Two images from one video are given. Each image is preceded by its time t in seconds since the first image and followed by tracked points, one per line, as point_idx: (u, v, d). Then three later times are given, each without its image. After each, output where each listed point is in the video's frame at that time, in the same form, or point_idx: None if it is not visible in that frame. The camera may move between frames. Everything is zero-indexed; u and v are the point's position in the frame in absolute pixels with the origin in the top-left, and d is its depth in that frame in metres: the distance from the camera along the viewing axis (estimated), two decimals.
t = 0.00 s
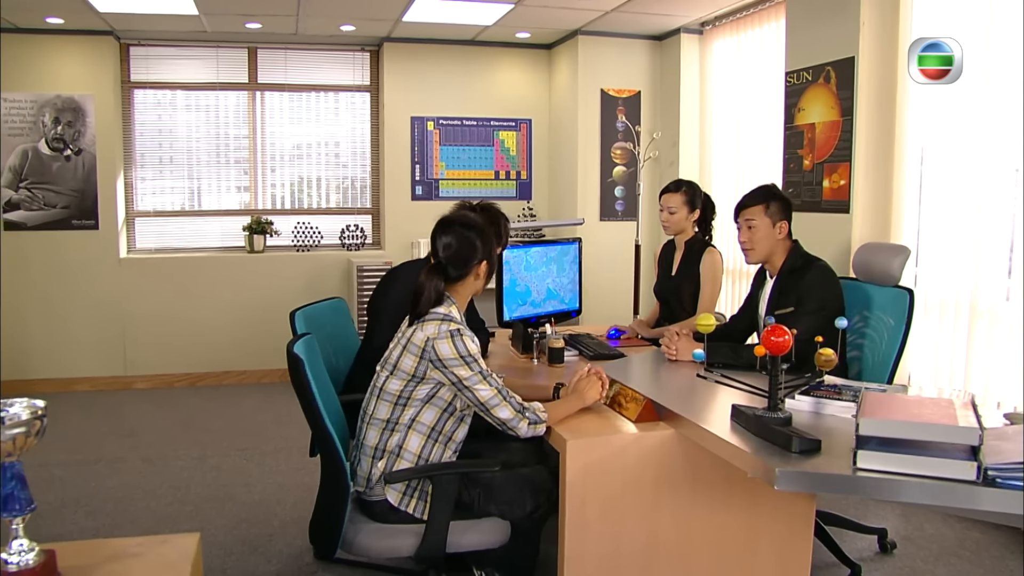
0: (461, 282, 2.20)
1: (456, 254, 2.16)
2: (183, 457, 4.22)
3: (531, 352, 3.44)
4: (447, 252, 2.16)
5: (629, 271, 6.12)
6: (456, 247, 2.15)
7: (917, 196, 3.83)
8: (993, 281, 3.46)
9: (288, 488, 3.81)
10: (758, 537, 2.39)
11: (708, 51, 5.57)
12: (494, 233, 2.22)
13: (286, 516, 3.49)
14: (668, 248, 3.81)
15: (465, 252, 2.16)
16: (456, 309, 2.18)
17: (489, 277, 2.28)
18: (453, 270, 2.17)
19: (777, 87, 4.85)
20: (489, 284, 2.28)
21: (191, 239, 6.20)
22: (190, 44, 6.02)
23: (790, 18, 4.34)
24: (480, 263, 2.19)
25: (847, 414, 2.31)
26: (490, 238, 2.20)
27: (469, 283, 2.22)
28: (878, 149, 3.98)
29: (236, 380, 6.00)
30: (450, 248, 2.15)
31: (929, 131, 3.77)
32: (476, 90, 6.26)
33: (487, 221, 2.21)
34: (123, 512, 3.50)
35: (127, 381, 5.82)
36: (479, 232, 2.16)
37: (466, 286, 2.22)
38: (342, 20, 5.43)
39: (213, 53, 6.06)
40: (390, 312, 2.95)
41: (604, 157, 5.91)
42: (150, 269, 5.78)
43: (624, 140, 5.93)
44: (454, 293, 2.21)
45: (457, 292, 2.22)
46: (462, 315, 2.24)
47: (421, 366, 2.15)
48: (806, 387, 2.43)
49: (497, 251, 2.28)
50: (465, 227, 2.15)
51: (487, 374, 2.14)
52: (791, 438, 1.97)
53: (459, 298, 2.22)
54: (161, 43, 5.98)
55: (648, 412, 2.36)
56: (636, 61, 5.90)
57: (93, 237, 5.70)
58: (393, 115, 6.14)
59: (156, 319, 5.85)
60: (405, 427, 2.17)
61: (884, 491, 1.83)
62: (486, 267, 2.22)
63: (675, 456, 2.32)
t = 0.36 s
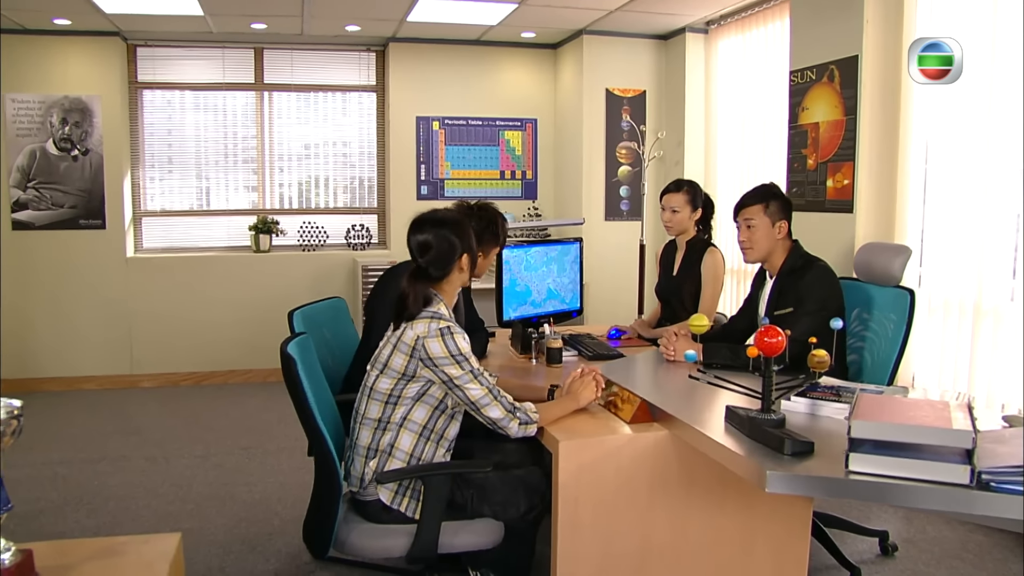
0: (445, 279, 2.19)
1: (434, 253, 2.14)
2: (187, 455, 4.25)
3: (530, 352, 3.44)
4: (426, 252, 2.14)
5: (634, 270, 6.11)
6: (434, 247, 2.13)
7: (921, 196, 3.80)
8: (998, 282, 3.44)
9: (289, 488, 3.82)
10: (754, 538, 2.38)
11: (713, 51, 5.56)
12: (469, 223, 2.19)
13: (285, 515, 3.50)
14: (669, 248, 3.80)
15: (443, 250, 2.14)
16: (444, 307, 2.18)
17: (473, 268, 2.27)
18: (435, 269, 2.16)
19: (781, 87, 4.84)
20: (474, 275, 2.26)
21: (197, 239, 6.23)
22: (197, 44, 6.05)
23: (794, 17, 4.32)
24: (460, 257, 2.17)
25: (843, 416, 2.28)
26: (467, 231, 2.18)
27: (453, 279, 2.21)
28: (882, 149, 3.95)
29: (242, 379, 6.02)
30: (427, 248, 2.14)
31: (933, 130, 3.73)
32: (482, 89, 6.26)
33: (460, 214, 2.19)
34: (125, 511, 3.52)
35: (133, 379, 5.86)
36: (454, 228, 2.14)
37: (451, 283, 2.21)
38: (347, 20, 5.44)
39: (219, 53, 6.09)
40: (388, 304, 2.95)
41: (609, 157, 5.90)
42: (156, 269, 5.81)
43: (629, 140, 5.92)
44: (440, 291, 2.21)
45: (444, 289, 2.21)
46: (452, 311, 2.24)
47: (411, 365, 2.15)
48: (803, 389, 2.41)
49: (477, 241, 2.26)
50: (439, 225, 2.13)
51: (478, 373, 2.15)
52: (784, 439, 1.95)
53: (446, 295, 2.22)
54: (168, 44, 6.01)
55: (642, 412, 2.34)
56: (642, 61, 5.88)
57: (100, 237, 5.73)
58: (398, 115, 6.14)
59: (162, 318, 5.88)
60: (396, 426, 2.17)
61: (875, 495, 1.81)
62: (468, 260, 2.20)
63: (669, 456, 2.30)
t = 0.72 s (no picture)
0: (419, 273, 2.19)
1: (402, 246, 2.15)
2: (190, 454, 4.27)
3: (529, 352, 3.43)
4: (394, 247, 2.15)
5: (639, 270, 6.09)
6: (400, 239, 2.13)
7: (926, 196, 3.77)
8: (1002, 283, 3.41)
9: (289, 486, 3.83)
10: (749, 539, 2.36)
11: (719, 50, 5.53)
12: (436, 215, 2.20)
13: (285, 514, 3.51)
14: (670, 248, 3.78)
15: (410, 241, 2.14)
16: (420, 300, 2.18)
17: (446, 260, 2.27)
18: (406, 263, 2.17)
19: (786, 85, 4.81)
20: (447, 267, 2.26)
21: (203, 238, 6.26)
22: (204, 45, 6.07)
23: (798, 16, 4.30)
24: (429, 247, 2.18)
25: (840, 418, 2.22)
26: (434, 222, 2.18)
27: (426, 272, 2.21)
28: (887, 148, 3.93)
29: (247, 378, 6.05)
30: (394, 242, 2.14)
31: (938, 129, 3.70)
32: (488, 89, 6.26)
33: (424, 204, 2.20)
34: (127, 509, 3.54)
35: (140, 378, 5.89)
36: (419, 218, 2.15)
37: (424, 276, 2.21)
38: (352, 20, 5.44)
39: (226, 53, 6.11)
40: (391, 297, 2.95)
41: (614, 156, 5.88)
42: (162, 268, 5.84)
43: (635, 139, 5.90)
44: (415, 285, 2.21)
45: (417, 284, 2.21)
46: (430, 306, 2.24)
47: (392, 363, 2.15)
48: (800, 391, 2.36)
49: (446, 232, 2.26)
50: (402, 217, 2.14)
51: (461, 364, 2.14)
52: (776, 442, 1.94)
53: (420, 289, 2.22)
54: (176, 44, 6.03)
55: (637, 414, 2.33)
56: (647, 60, 5.86)
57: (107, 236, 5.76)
58: (403, 114, 6.15)
59: (168, 317, 5.91)
60: (384, 424, 2.18)
61: (866, 499, 1.79)
62: (440, 251, 2.21)
63: (663, 456, 2.29)
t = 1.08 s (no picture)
0: (386, 272, 2.19)
1: (369, 243, 2.15)
2: (191, 453, 4.29)
3: (526, 352, 3.42)
4: (361, 244, 2.16)
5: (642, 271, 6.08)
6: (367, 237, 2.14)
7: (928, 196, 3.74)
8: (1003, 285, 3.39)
9: (288, 486, 3.84)
10: (742, 542, 2.34)
11: (722, 49, 5.51)
12: (413, 215, 2.21)
13: (283, 514, 3.52)
14: (670, 248, 3.75)
15: (377, 239, 2.15)
16: (384, 298, 2.18)
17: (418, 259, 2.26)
18: (373, 261, 2.17)
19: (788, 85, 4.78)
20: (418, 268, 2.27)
21: (208, 237, 6.28)
22: (208, 45, 6.09)
23: (800, 15, 4.28)
24: (397, 247, 2.17)
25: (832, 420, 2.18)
26: (410, 221, 2.18)
27: (396, 271, 2.21)
28: (889, 147, 3.90)
29: (251, 377, 6.06)
30: (362, 239, 2.15)
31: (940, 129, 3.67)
32: (491, 88, 6.25)
33: (399, 202, 2.19)
34: (126, 508, 3.56)
35: (144, 377, 5.92)
36: (388, 216, 2.15)
37: (393, 274, 2.21)
38: (354, 20, 5.45)
39: (230, 53, 6.13)
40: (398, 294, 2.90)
41: (617, 156, 5.87)
42: (166, 268, 5.86)
43: (638, 139, 5.89)
44: (381, 283, 2.21)
45: (386, 282, 2.22)
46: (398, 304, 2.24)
47: (358, 365, 2.17)
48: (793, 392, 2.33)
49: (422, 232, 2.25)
50: (372, 214, 2.14)
51: (416, 367, 2.12)
52: (765, 444, 1.90)
53: (388, 288, 2.22)
54: (180, 45, 6.06)
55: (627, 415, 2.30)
56: (650, 59, 5.85)
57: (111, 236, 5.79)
58: (406, 114, 6.15)
59: (172, 316, 5.93)
60: (363, 429, 2.19)
61: (856, 502, 1.75)
62: (411, 252, 2.21)
63: (654, 459, 2.26)
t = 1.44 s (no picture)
0: (365, 275, 2.25)
1: (350, 246, 2.22)
2: (193, 451, 4.31)
3: (523, 353, 3.42)
4: (342, 246, 2.23)
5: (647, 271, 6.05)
6: (348, 240, 2.21)
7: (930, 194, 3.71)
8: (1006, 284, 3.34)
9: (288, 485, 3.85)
10: (736, 542, 2.33)
11: (726, 48, 5.49)
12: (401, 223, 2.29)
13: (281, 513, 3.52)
14: (670, 248, 3.73)
15: (357, 241, 2.21)
16: (363, 303, 2.22)
17: (401, 265, 2.31)
18: (353, 263, 2.24)
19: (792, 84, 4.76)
20: (399, 277, 2.33)
21: (213, 237, 6.31)
22: (213, 45, 6.11)
23: (803, 14, 4.26)
24: (377, 251, 2.23)
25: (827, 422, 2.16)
26: (396, 229, 2.26)
27: (375, 278, 2.28)
28: (892, 146, 3.88)
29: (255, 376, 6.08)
30: (344, 241, 2.23)
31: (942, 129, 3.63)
32: (496, 87, 6.25)
33: (382, 207, 2.25)
34: (126, 506, 3.57)
35: (149, 375, 5.95)
36: (373, 221, 2.22)
37: (373, 280, 2.27)
38: (358, 19, 5.46)
39: (235, 53, 6.15)
40: (396, 287, 2.88)
41: (622, 155, 5.85)
42: (171, 267, 5.89)
43: (642, 138, 5.87)
44: (361, 287, 2.27)
45: (365, 287, 2.28)
46: (377, 310, 2.28)
47: (333, 373, 2.19)
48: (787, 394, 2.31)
49: (406, 238, 2.30)
50: (353, 216, 2.22)
51: (378, 384, 2.12)
52: (755, 446, 1.88)
53: (368, 293, 2.28)
54: (186, 45, 6.08)
55: (620, 416, 2.29)
56: (654, 58, 5.83)
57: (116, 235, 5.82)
58: (411, 113, 6.15)
59: (177, 315, 5.96)
60: (345, 435, 2.21)
61: (845, 507, 1.73)
62: (393, 260, 2.28)
63: (647, 459, 2.25)
